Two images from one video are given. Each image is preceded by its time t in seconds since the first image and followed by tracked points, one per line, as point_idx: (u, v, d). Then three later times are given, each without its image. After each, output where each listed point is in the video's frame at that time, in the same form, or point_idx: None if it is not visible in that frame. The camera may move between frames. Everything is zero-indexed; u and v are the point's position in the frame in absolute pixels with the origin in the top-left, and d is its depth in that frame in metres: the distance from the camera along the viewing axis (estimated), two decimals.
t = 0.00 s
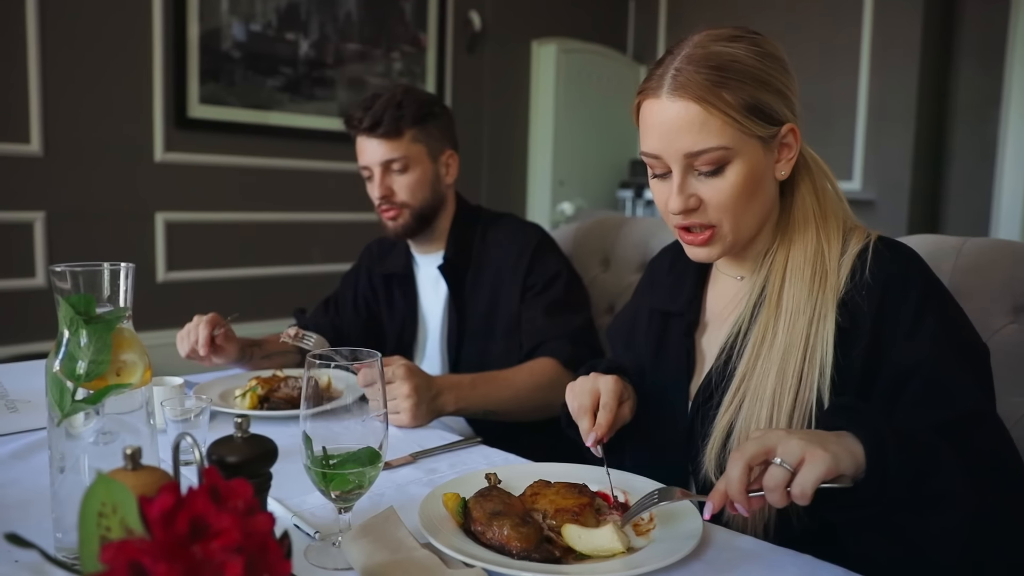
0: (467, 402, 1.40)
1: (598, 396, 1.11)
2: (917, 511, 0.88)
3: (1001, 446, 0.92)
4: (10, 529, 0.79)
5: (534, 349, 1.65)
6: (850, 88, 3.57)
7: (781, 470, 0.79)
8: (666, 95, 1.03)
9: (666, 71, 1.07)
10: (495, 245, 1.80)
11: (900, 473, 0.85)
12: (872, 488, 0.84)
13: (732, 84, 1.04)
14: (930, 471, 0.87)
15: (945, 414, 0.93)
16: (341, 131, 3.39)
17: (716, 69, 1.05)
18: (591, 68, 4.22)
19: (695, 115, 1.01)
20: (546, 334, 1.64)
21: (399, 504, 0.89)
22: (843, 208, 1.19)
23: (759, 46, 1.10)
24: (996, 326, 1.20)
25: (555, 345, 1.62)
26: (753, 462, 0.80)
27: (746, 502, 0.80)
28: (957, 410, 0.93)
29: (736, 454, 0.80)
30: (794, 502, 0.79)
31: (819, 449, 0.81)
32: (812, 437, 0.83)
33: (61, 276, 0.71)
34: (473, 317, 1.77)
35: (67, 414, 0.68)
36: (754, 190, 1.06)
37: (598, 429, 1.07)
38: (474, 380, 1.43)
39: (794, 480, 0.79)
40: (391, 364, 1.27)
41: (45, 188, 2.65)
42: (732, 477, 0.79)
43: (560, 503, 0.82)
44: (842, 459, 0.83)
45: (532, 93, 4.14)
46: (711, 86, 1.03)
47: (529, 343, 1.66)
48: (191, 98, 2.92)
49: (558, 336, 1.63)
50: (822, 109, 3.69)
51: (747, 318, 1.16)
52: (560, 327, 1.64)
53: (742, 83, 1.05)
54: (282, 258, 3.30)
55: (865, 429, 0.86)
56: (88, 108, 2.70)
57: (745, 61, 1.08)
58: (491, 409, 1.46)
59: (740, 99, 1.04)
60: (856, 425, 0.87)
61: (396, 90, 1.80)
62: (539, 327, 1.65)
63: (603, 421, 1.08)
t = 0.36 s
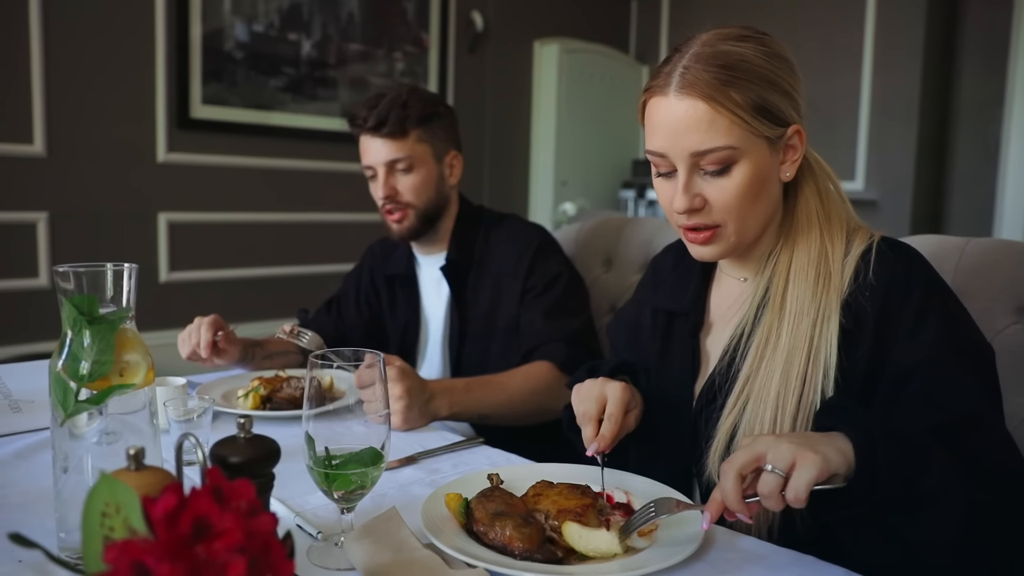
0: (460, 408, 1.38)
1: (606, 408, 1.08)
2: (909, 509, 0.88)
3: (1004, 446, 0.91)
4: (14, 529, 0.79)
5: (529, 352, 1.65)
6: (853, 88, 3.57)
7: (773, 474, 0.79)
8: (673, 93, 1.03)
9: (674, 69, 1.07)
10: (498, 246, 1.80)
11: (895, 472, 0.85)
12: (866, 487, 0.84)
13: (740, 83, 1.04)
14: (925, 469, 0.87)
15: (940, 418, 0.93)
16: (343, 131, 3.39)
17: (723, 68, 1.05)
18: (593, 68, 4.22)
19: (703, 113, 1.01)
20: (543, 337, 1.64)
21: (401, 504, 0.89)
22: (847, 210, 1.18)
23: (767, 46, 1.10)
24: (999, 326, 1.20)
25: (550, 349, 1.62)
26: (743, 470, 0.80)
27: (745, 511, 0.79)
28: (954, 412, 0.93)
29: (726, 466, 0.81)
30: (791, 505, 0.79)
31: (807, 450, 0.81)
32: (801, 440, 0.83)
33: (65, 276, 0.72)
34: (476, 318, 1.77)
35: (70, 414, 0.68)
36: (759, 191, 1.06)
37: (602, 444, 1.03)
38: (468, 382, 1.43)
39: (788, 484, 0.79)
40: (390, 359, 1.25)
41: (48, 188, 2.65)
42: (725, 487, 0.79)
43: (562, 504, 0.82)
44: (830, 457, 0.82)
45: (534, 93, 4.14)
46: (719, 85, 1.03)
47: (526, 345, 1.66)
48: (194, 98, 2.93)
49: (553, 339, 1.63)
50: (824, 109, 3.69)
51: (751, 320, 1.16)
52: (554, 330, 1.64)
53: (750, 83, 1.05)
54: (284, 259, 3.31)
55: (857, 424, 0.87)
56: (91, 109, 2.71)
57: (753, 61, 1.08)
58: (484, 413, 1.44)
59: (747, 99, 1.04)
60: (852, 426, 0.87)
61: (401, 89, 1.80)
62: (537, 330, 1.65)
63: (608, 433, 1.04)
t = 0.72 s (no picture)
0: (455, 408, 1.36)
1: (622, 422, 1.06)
2: (894, 500, 0.88)
3: (997, 444, 0.91)
4: (13, 529, 0.79)
5: (528, 352, 1.65)
6: (853, 89, 3.57)
7: (761, 472, 0.79)
8: (673, 95, 1.03)
9: (674, 71, 1.07)
10: (499, 246, 1.80)
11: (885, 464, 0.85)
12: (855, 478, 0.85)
13: (740, 85, 1.04)
14: (910, 457, 0.87)
15: (933, 415, 0.93)
16: (343, 131, 3.39)
17: (723, 70, 1.05)
18: (592, 69, 4.22)
19: (702, 115, 1.01)
20: (542, 337, 1.64)
21: (400, 505, 0.89)
22: (845, 211, 1.18)
23: (767, 48, 1.10)
24: (998, 327, 1.20)
25: (547, 350, 1.62)
26: (730, 473, 0.80)
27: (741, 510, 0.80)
28: (940, 408, 0.93)
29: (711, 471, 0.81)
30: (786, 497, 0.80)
31: (790, 441, 0.81)
32: (782, 432, 0.83)
33: (64, 276, 0.71)
34: (477, 318, 1.77)
35: (68, 415, 0.68)
36: (758, 192, 1.06)
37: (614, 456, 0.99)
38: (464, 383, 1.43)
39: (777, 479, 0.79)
40: (386, 359, 1.26)
41: (48, 189, 2.65)
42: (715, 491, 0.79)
43: (561, 504, 0.82)
44: (813, 443, 0.83)
45: (533, 93, 4.14)
46: (718, 87, 1.03)
47: (524, 346, 1.66)
48: (194, 99, 2.93)
49: (550, 340, 1.63)
50: (823, 110, 3.69)
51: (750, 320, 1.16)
52: (552, 330, 1.65)
53: (750, 85, 1.05)
54: (284, 259, 3.31)
55: (847, 413, 0.87)
56: (91, 110, 2.71)
57: (753, 63, 1.08)
58: (483, 413, 1.44)
59: (747, 101, 1.04)
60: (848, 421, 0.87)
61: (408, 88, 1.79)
62: (537, 330, 1.66)
63: (619, 448, 1.01)
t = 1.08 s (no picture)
0: (453, 414, 1.37)
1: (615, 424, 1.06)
2: (889, 493, 0.88)
3: (1000, 437, 0.90)
4: (12, 529, 0.79)
5: (519, 362, 1.66)
6: (853, 89, 3.57)
7: (754, 468, 0.79)
8: (676, 94, 1.03)
9: (676, 70, 1.07)
10: (503, 248, 1.80)
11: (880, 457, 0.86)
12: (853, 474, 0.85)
13: (742, 84, 1.04)
14: (905, 449, 0.87)
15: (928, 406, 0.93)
16: (343, 131, 3.39)
17: (726, 69, 1.05)
18: (592, 69, 4.22)
19: (705, 114, 1.01)
20: (539, 345, 1.65)
21: (400, 505, 0.89)
22: (845, 210, 1.19)
23: (768, 48, 1.11)
24: (998, 327, 1.20)
25: (539, 361, 1.63)
26: (724, 471, 0.81)
27: (739, 508, 0.80)
28: (938, 400, 0.93)
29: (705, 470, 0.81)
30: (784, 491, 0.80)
31: (783, 437, 0.81)
32: (774, 428, 0.83)
33: (64, 276, 0.71)
34: (478, 318, 1.77)
35: (69, 415, 0.68)
36: (760, 191, 1.06)
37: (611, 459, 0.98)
38: (460, 390, 1.42)
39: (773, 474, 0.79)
40: (390, 366, 1.26)
41: (48, 189, 2.65)
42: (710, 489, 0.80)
43: (562, 505, 0.82)
44: (806, 439, 0.83)
45: (533, 93, 4.14)
46: (721, 86, 1.03)
47: (515, 354, 1.67)
48: (193, 99, 2.93)
49: (541, 352, 1.64)
50: (823, 110, 3.69)
51: (752, 317, 1.16)
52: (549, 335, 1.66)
53: (752, 84, 1.05)
54: (284, 259, 3.31)
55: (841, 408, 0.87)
56: (92, 110, 2.71)
57: (755, 63, 1.08)
58: (476, 421, 1.44)
59: (749, 100, 1.04)
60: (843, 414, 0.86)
61: (420, 86, 1.81)
62: (533, 339, 1.66)
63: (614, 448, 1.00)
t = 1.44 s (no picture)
0: (455, 416, 1.37)
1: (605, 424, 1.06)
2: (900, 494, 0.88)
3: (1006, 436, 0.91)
4: (13, 530, 0.79)
5: (521, 368, 1.66)
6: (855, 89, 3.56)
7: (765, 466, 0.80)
8: (677, 94, 1.03)
9: (676, 71, 1.07)
10: (507, 251, 1.80)
11: (895, 456, 0.85)
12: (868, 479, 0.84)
13: (743, 85, 1.04)
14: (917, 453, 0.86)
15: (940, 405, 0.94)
16: (345, 132, 3.39)
17: (727, 70, 1.05)
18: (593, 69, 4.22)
19: (706, 115, 1.01)
20: (543, 349, 1.65)
21: (402, 505, 0.89)
22: (844, 210, 1.19)
23: (768, 49, 1.11)
24: (1000, 327, 1.20)
25: (541, 367, 1.63)
26: (733, 467, 0.81)
27: (744, 504, 0.80)
28: (945, 401, 0.93)
29: (716, 466, 0.81)
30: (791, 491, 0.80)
31: (794, 437, 0.82)
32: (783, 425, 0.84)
33: (66, 277, 0.72)
34: (482, 321, 1.77)
35: (70, 416, 0.68)
36: (761, 191, 1.06)
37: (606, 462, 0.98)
38: (462, 392, 1.42)
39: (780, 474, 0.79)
40: (390, 366, 1.27)
41: (50, 190, 2.65)
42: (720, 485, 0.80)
43: (563, 505, 0.82)
44: (817, 442, 0.82)
45: (535, 93, 4.14)
46: (722, 86, 1.03)
47: (517, 360, 1.67)
48: (195, 99, 2.93)
49: (544, 359, 1.64)
50: (824, 110, 3.68)
51: (752, 315, 1.16)
52: (552, 339, 1.66)
53: (752, 85, 1.05)
54: (285, 260, 3.31)
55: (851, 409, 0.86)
56: (93, 110, 2.71)
57: (755, 64, 1.08)
58: (478, 424, 1.43)
59: (750, 101, 1.04)
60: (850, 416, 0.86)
61: (424, 91, 1.80)
62: (535, 347, 1.66)
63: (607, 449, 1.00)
